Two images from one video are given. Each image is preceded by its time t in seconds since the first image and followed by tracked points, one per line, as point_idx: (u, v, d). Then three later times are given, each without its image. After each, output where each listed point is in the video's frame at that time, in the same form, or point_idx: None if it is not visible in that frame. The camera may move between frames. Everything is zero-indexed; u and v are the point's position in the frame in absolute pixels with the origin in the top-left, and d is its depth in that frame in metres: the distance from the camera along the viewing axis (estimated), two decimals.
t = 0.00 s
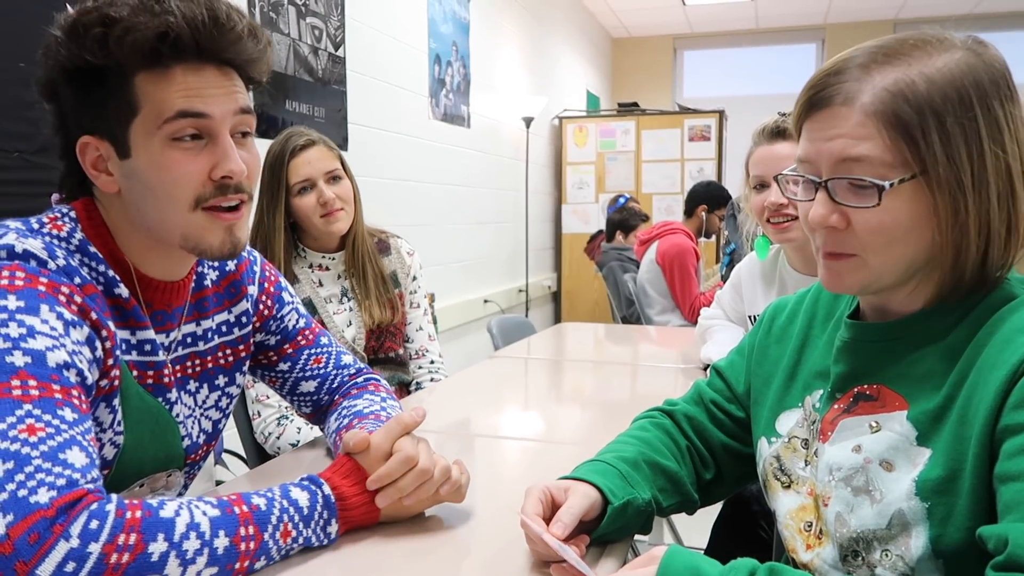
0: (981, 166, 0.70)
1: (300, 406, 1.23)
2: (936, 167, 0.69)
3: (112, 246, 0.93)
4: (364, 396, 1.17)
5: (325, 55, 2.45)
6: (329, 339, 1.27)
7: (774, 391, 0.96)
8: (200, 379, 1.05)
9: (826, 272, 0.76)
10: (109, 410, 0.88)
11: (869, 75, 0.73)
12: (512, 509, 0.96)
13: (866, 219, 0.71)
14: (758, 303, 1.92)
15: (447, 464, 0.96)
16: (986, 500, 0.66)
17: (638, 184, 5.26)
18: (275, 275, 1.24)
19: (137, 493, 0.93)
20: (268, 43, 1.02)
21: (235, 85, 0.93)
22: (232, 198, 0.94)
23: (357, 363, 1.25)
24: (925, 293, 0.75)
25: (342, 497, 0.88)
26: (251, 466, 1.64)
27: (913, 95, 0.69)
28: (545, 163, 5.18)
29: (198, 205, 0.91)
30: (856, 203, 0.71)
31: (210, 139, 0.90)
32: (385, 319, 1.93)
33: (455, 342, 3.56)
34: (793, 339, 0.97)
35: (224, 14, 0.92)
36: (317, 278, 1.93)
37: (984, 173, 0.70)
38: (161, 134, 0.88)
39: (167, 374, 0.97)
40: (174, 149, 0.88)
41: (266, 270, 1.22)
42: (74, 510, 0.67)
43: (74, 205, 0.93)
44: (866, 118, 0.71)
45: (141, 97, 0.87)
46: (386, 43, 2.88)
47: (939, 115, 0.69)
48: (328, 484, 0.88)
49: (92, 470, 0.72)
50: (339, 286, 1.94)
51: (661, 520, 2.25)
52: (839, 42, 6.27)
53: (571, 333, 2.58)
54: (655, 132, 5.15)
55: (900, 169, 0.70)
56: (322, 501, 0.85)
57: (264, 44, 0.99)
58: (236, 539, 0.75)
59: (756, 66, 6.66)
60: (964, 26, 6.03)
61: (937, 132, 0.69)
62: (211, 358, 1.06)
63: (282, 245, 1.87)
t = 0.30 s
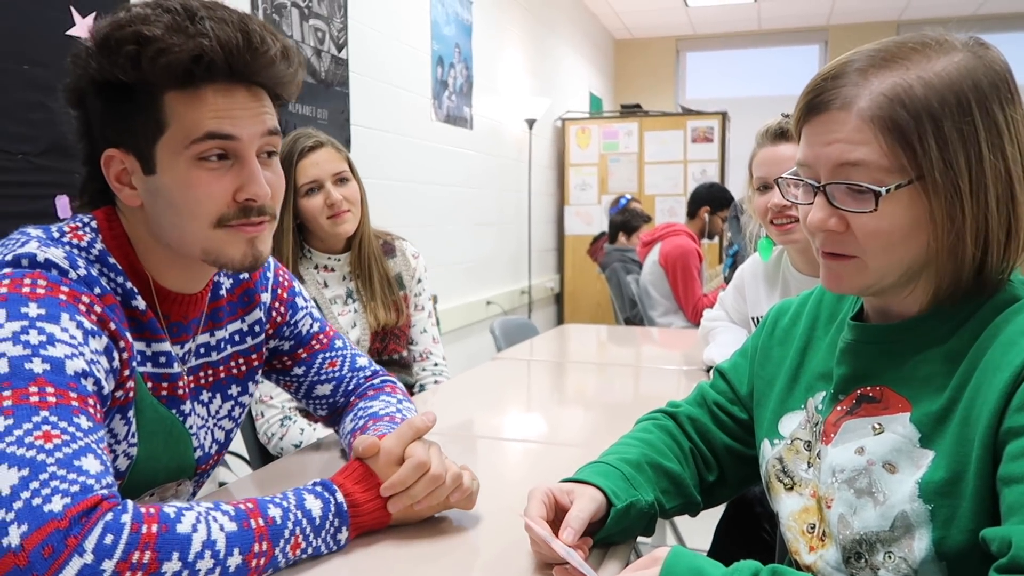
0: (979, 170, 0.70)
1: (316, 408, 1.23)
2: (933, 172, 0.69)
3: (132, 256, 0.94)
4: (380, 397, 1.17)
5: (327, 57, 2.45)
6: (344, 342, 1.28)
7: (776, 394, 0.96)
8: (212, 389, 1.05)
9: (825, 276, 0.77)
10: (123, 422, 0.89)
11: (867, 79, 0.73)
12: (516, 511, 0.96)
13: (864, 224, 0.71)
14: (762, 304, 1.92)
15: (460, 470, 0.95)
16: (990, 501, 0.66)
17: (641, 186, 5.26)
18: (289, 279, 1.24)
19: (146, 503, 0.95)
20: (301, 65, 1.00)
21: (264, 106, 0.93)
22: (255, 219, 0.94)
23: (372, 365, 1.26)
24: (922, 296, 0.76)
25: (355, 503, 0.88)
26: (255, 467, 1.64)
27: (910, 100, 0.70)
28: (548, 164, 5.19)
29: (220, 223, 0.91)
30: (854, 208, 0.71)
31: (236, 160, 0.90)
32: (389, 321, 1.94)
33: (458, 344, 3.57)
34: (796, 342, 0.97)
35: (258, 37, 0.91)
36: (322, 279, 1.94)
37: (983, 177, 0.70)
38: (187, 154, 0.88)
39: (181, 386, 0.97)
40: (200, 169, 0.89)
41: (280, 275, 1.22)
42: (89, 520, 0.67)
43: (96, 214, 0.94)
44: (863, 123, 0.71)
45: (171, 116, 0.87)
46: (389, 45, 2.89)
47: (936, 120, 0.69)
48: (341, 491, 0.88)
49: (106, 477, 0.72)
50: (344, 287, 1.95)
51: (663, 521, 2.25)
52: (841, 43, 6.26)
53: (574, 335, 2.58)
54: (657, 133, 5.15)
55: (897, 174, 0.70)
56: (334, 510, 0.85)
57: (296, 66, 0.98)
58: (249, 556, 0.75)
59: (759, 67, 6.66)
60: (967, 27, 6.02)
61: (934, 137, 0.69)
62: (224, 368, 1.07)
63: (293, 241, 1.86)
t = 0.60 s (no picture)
0: (978, 173, 0.70)
1: (325, 411, 1.24)
2: (933, 176, 0.69)
3: (146, 264, 0.94)
4: (387, 400, 1.18)
5: (330, 59, 2.45)
6: (352, 345, 1.28)
7: (778, 396, 0.96)
8: (221, 396, 1.06)
9: (827, 280, 0.77)
10: (133, 428, 0.89)
11: (866, 83, 0.73)
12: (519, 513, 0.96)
13: (865, 227, 0.71)
14: (763, 306, 1.92)
15: (461, 464, 0.97)
16: (991, 504, 0.66)
17: (643, 188, 5.27)
18: (297, 284, 1.24)
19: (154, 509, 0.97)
20: (326, 87, 1.01)
21: (288, 125, 0.93)
22: (273, 236, 0.93)
23: (381, 368, 1.27)
24: (924, 299, 0.76)
25: (358, 503, 0.88)
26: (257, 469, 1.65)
27: (910, 104, 0.70)
28: (550, 166, 5.19)
29: (239, 239, 0.91)
30: (855, 212, 0.71)
31: (257, 177, 0.90)
32: (391, 323, 1.94)
33: (460, 346, 3.57)
34: (798, 344, 0.97)
35: (288, 58, 0.91)
36: (323, 282, 1.94)
37: (982, 180, 0.70)
38: (209, 169, 0.88)
39: (191, 393, 0.98)
40: (220, 184, 0.89)
41: (289, 281, 1.22)
42: (94, 525, 0.67)
43: (112, 220, 0.94)
44: (862, 127, 0.71)
45: (196, 131, 0.87)
46: (391, 47, 2.89)
47: (935, 123, 0.69)
48: (343, 491, 0.88)
49: (113, 480, 0.72)
50: (346, 290, 1.95)
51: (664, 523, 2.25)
52: (843, 45, 6.27)
53: (575, 337, 2.58)
54: (659, 135, 5.16)
55: (897, 178, 0.70)
56: (337, 511, 0.85)
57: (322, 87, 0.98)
58: (252, 561, 0.75)
59: (761, 70, 6.66)
60: (968, 29, 6.03)
61: (933, 141, 0.69)
62: (232, 375, 1.07)
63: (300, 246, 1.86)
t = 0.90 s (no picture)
0: (977, 175, 0.70)
1: (327, 413, 1.24)
2: (932, 178, 0.69)
3: (149, 267, 0.94)
4: (389, 401, 1.18)
5: (332, 61, 2.45)
6: (354, 347, 1.28)
7: (780, 398, 0.96)
8: (224, 399, 1.05)
9: (826, 282, 0.76)
10: (134, 431, 0.89)
11: (865, 85, 0.73)
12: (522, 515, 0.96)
13: (864, 229, 0.71)
14: (765, 308, 1.91)
15: (461, 465, 0.97)
16: (996, 506, 0.65)
17: (645, 190, 5.27)
18: (299, 286, 1.24)
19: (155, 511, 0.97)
20: (332, 92, 1.01)
21: (294, 132, 0.93)
22: (277, 241, 0.93)
23: (383, 369, 1.26)
24: (924, 301, 0.75)
25: (358, 506, 0.87)
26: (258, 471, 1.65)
27: (908, 107, 0.70)
28: (552, 168, 5.18)
29: (242, 243, 0.91)
30: (854, 214, 0.71)
31: (261, 182, 0.90)
32: (391, 324, 1.93)
33: (462, 348, 3.57)
34: (800, 346, 0.97)
35: (294, 65, 0.91)
36: (325, 284, 1.94)
37: (981, 182, 0.70)
38: (213, 174, 0.88)
39: (193, 396, 0.98)
40: (224, 190, 0.89)
41: (290, 283, 1.21)
42: (95, 527, 0.67)
43: (116, 223, 0.94)
44: (861, 130, 0.71)
45: (201, 137, 0.87)
46: (393, 49, 2.90)
47: (934, 126, 0.69)
48: (344, 493, 0.88)
49: (114, 483, 0.72)
50: (348, 292, 1.95)
51: (667, 526, 2.25)
52: (845, 47, 6.27)
53: (577, 339, 2.57)
54: (661, 137, 5.16)
55: (896, 180, 0.70)
56: (338, 513, 0.85)
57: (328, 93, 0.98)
58: (253, 563, 0.75)
59: (763, 72, 6.66)
60: (970, 32, 6.03)
61: (931, 143, 0.69)
62: (234, 378, 1.07)
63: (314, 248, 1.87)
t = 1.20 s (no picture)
0: (975, 177, 0.69)
1: (330, 414, 1.24)
2: (928, 180, 0.69)
3: (154, 271, 0.94)
4: (393, 402, 1.17)
5: (333, 62, 2.46)
6: (356, 348, 1.27)
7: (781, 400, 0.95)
8: (227, 402, 1.05)
9: (824, 283, 0.76)
10: (137, 434, 0.89)
11: (862, 87, 0.73)
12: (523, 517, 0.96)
13: (861, 231, 0.71)
14: (767, 309, 1.91)
15: (463, 466, 0.96)
16: (998, 508, 0.65)
17: (646, 191, 5.27)
18: (301, 288, 1.24)
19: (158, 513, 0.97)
20: (338, 98, 1.01)
21: (300, 137, 0.93)
22: (281, 247, 0.93)
23: (385, 370, 1.27)
24: (922, 302, 0.75)
25: (359, 505, 0.88)
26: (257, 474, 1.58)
27: (905, 109, 0.70)
28: (553, 169, 5.19)
29: (246, 249, 0.91)
30: (850, 216, 0.71)
31: (267, 188, 0.90)
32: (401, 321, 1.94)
33: (463, 349, 3.57)
34: (801, 348, 0.97)
35: (301, 71, 0.91)
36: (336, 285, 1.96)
37: (979, 184, 0.70)
38: (219, 179, 0.88)
39: (196, 400, 0.98)
40: (230, 195, 0.89)
41: (293, 284, 1.21)
42: (100, 528, 0.67)
43: (121, 226, 0.95)
44: (858, 132, 0.71)
45: (207, 143, 0.87)
46: (395, 50, 2.90)
47: (930, 128, 0.69)
48: (345, 493, 0.88)
49: (118, 484, 0.72)
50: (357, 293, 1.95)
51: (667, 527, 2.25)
52: (846, 48, 6.27)
53: (578, 340, 2.57)
54: (662, 138, 5.16)
55: (892, 182, 0.70)
56: (340, 513, 0.85)
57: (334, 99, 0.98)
58: (256, 565, 0.75)
59: (764, 73, 6.67)
60: (971, 33, 6.03)
61: (928, 145, 0.69)
62: (237, 380, 1.07)
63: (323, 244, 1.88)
